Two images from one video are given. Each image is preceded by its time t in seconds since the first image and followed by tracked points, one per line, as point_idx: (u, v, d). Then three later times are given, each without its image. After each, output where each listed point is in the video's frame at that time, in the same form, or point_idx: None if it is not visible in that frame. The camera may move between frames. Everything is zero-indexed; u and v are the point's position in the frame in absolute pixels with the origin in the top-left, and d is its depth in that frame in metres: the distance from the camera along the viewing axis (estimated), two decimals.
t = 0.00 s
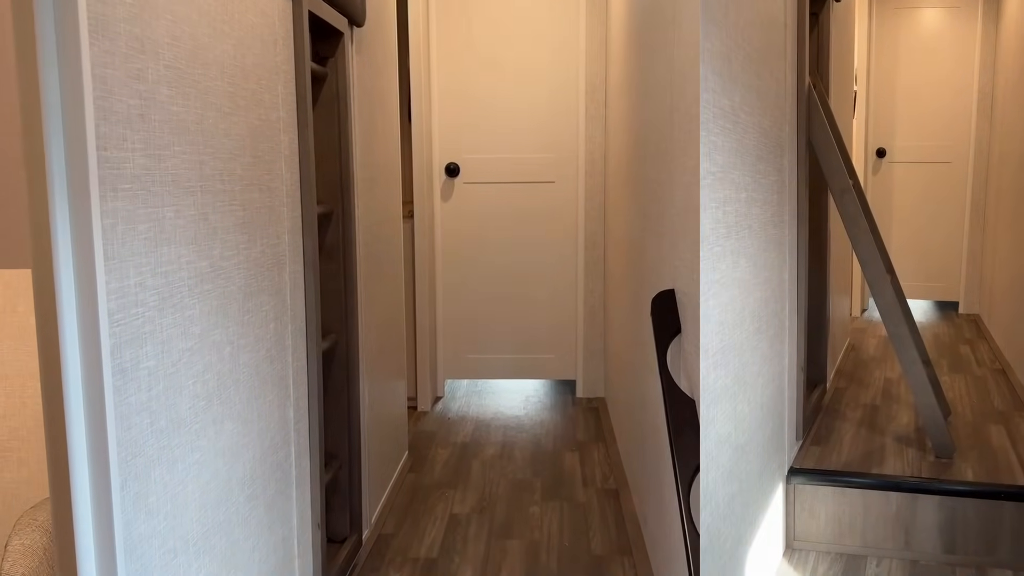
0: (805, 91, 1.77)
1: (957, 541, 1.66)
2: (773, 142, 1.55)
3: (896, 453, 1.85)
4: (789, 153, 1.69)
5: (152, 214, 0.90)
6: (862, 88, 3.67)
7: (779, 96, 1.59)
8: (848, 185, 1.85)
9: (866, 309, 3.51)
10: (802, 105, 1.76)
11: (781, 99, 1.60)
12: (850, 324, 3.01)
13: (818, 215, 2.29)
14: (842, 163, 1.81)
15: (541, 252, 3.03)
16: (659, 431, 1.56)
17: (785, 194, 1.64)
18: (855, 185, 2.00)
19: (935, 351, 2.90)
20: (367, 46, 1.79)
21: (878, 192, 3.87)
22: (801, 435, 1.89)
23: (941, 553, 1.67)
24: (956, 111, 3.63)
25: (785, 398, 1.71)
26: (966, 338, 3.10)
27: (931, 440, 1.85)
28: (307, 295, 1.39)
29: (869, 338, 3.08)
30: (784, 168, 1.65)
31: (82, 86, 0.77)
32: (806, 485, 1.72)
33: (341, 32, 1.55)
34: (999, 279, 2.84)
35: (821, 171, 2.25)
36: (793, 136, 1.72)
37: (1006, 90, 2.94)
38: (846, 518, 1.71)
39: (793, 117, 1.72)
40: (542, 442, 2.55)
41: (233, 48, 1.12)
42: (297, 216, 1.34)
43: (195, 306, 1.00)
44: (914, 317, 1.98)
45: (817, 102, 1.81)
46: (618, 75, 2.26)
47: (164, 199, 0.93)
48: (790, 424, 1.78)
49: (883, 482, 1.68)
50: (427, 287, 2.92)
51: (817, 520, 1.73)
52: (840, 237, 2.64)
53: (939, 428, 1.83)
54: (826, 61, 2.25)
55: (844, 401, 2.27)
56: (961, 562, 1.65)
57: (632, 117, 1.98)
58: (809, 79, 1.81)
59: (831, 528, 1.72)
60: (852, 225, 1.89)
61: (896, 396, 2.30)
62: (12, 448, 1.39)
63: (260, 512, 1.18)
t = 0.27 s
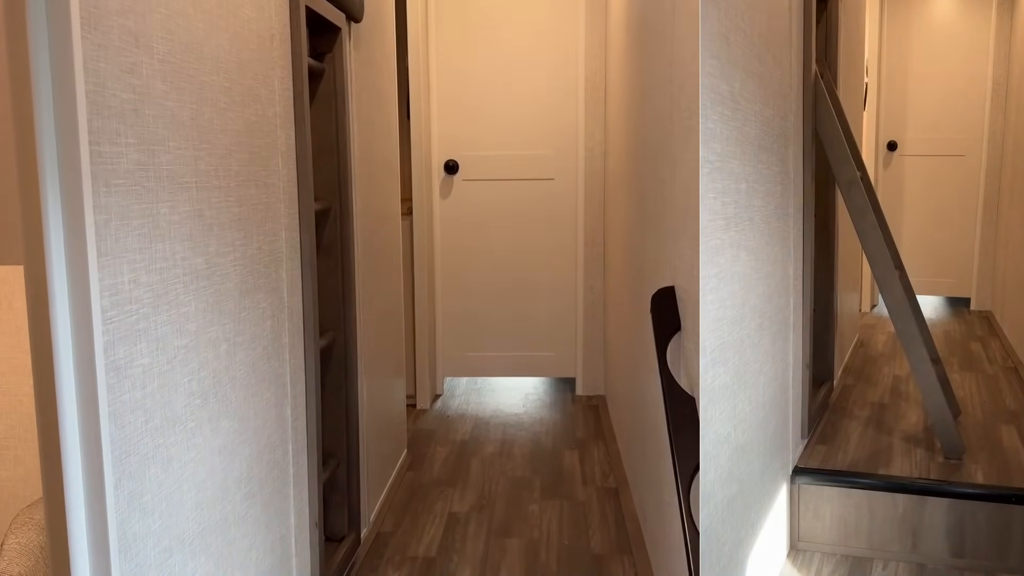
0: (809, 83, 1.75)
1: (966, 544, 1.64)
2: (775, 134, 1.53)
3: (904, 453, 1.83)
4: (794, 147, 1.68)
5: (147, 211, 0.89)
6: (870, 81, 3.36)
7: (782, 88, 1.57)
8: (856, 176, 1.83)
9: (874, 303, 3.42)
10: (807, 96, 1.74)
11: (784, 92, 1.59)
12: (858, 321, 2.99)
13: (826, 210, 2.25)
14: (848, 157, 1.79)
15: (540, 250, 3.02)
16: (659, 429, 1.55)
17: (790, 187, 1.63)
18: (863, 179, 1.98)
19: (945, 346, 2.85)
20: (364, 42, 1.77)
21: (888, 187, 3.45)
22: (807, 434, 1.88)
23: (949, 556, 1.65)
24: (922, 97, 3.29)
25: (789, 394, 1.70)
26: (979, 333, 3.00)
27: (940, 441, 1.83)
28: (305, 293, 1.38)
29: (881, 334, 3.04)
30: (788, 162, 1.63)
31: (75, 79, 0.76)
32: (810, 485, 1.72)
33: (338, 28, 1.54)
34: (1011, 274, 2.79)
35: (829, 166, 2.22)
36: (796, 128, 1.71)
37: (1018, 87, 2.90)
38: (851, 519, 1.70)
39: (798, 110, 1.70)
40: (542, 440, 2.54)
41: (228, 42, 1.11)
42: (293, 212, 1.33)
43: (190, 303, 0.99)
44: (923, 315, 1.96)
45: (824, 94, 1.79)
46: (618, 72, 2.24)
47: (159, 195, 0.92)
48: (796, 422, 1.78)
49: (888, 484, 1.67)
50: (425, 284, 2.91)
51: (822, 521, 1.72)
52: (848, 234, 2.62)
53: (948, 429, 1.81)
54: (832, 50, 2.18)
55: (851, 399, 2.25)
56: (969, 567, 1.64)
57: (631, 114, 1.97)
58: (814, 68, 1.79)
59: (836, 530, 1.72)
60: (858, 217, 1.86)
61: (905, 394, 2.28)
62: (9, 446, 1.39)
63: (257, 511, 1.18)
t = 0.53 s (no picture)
0: (810, 74, 1.74)
1: (969, 548, 1.60)
2: (774, 127, 1.53)
3: (906, 453, 1.81)
4: (794, 140, 1.67)
5: (142, 203, 0.88)
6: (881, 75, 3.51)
7: (781, 80, 1.56)
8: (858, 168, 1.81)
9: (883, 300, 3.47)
10: (808, 87, 1.74)
11: (784, 86, 1.58)
12: (864, 317, 2.97)
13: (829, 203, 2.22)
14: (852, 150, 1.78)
15: (539, 246, 3.02)
16: (658, 425, 1.54)
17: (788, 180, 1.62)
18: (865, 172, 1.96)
19: (953, 344, 2.84)
20: (363, 35, 1.77)
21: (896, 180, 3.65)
22: (808, 432, 1.86)
23: (951, 560, 1.61)
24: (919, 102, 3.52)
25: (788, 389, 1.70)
26: (988, 331, 3.01)
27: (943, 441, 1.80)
28: (302, 288, 1.37)
29: (889, 334, 3.00)
30: (787, 155, 1.62)
31: (68, 68, 0.75)
32: (810, 484, 1.70)
33: (336, 21, 1.53)
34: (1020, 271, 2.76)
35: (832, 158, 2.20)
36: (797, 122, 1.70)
37: None
38: (851, 520, 1.67)
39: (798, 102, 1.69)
40: (540, 436, 2.53)
41: (225, 34, 1.10)
42: (291, 206, 1.32)
43: (186, 296, 0.98)
44: (925, 310, 1.94)
45: (826, 86, 1.78)
46: (617, 65, 2.23)
47: (154, 187, 0.91)
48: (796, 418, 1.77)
49: (889, 485, 1.64)
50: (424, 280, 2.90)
51: (821, 521, 1.70)
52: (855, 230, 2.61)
53: (952, 429, 1.78)
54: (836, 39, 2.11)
55: (855, 397, 2.24)
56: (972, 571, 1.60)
57: (630, 109, 1.96)
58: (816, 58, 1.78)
59: (836, 530, 1.70)
60: (861, 210, 1.84)
61: (909, 393, 2.26)
62: (5, 441, 1.38)
63: (254, 506, 1.17)
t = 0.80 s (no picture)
0: (807, 68, 1.72)
1: (967, 552, 1.56)
2: (772, 120, 1.52)
3: (905, 453, 1.79)
4: (791, 134, 1.66)
5: (139, 199, 0.88)
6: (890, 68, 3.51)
7: (777, 73, 1.55)
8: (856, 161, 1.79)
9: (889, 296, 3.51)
10: (807, 79, 1.72)
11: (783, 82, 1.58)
12: (869, 313, 2.97)
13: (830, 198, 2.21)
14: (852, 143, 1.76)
15: (538, 243, 3.01)
16: (656, 422, 1.54)
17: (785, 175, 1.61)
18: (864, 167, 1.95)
19: (961, 342, 2.83)
20: (361, 30, 1.76)
21: (905, 173, 3.60)
22: (805, 430, 1.86)
23: (949, 564, 1.58)
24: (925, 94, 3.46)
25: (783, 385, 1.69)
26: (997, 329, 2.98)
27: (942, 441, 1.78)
28: (300, 285, 1.37)
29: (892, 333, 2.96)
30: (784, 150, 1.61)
31: (65, 61, 0.75)
32: (805, 483, 1.69)
33: (335, 16, 1.52)
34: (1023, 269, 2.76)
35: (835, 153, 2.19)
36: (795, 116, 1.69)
37: None
38: (846, 521, 1.66)
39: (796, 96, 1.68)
40: (538, 433, 2.53)
41: (223, 29, 1.09)
42: (288, 203, 1.31)
43: (183, 292, 0.98)
44: (924, 309, 1.94)
45: (824, 79, 1.77)
46: (616, 60, 2.22)
47: (151, 183, 0.90)
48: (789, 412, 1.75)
49: (884, 486, 1.61)
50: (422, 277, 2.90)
51: (816, 521, 1.69)
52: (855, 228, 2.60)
53: (953, 430, 1.76)
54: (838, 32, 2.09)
55: (855, 395, 2.23)
56: None
57: (629, 107, 1.96)
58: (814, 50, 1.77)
59: (831, 530, 1.68)
60: (859, 204, 1.81)
61: (910, 392, 2.25)
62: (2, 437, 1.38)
63: (251, 503, 1.17)
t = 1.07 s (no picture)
0: (805, 61, 1.68)
1: (966, 556, 1.54)
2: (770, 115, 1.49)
3: (904, 455, 1.78)
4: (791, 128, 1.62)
5: (138, 202, 0.88)
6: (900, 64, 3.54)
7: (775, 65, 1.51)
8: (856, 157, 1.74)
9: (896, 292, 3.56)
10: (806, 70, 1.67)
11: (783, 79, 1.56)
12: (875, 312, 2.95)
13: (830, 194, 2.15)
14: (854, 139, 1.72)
15: (537, 244, 3.01)
16: (655, 424, 1.54)
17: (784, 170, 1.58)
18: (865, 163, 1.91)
19: (970, 341, 2.81)
20: (361, 31, 1.75)
21: (916, 168, 3.61)
22: (803, 429, 1.84)
23: (947, 567, 1.56)
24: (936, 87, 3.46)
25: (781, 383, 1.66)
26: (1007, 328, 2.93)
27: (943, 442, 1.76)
28: (299, 287, 1.36)
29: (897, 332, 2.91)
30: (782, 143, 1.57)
31: (63, 63, 0.74)
32: (801, 484, 1.68)
33: (334, 17, 1.52)
34: None
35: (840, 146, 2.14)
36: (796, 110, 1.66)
37: None
38: (842, 522, 1.65)
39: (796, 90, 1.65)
40: (537, 434, 2.53)
41: (222, 31, 1.09)
42: (287, 204, 1.31)
43: (182, 295, 0.98)
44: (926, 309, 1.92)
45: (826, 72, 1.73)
46: (615, 59, 2.22)
47: (150, 185, 0.90)
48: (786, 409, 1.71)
49: (882, 489, 1.60)
50: (420, 277, 2.90)
51: (813, 522, 1.68)
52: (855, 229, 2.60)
53: (954, 432, 1.73)
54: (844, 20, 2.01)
55: (857, 394, 2.23)
56: None
57: (628, 108, 1.96)
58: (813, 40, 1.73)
59: (827, 532, 1.67)
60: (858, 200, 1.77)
61: (914, 391, 2.24)
62: None
63: (250, 506, 1.16)
